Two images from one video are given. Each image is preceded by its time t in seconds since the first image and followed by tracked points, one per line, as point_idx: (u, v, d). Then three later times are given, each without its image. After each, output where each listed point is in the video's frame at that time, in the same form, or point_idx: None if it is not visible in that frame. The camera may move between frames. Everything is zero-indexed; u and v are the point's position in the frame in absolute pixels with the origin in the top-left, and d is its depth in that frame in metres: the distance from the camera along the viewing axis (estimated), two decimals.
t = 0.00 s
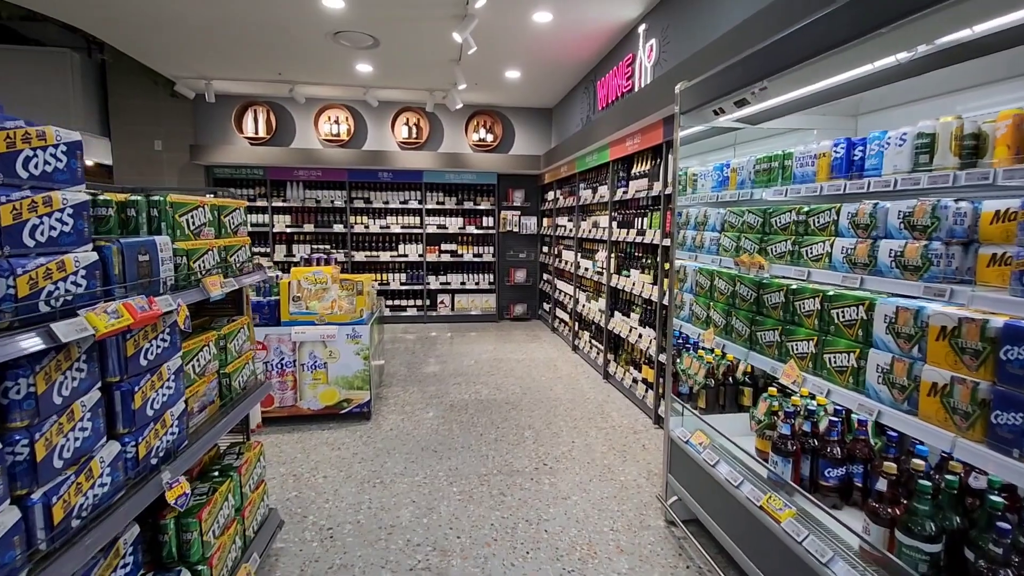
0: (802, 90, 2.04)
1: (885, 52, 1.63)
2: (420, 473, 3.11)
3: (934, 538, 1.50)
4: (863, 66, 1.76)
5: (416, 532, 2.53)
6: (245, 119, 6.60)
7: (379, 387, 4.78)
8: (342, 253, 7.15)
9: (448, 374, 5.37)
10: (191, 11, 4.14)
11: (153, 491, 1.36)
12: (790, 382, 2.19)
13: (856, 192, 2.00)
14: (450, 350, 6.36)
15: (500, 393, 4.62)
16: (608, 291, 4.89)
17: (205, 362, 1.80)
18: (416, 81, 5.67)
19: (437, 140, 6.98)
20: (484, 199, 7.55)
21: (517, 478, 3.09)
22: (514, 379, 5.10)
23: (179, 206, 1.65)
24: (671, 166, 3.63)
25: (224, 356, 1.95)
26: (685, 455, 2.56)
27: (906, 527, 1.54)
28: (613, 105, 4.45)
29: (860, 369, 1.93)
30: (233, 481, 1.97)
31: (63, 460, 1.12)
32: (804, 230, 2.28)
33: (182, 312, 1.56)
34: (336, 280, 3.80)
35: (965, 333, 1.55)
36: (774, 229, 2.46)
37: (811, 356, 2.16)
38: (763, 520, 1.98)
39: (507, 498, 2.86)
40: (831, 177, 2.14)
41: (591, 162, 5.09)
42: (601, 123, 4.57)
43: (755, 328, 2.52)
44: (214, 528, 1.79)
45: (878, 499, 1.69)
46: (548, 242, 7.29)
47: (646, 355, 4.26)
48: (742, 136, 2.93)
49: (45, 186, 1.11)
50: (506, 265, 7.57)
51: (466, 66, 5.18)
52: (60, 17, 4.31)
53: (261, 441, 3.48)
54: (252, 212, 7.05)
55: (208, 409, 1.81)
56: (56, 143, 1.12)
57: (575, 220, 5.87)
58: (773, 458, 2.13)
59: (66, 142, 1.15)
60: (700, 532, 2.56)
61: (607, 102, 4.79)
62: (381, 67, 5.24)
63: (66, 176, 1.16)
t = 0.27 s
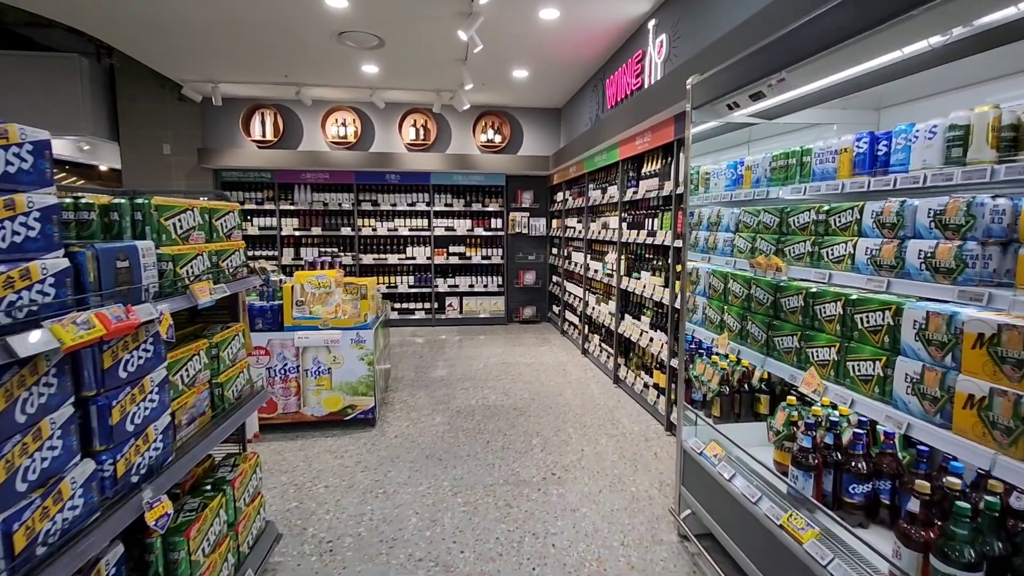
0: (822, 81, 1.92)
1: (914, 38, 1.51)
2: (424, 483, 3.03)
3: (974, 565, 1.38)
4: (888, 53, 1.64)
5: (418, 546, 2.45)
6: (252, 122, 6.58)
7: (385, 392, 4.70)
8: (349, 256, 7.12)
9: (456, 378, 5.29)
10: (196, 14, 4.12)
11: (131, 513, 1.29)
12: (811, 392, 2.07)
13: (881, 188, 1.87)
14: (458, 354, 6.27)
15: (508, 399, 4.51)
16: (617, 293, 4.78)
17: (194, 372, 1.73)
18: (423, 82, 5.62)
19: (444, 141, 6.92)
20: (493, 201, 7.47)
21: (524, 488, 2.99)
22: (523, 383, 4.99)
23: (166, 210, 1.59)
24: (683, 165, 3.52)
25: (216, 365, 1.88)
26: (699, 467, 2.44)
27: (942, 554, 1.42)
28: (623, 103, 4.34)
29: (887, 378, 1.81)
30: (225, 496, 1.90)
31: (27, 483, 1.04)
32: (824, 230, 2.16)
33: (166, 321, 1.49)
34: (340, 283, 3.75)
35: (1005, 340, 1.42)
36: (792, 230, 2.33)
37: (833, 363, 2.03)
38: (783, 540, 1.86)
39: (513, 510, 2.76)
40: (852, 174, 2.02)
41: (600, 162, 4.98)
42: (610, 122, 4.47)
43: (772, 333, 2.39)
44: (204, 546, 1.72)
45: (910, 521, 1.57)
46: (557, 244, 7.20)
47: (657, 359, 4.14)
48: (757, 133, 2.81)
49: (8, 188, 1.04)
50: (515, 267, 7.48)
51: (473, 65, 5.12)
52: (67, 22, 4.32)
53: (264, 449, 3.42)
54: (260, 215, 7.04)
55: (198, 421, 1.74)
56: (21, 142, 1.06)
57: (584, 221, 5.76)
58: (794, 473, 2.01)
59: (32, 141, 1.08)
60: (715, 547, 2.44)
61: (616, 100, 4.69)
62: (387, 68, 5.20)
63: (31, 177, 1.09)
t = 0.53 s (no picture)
0: (851, 73, 1.79)
1: (955, 24, 1.38)
2: (433, 494, 2.94)
3: None
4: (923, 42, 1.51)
5: (425, 561, 2.36)
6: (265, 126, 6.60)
7: (396, 398, 4.63)
8: (361, 259, 7.09)
9: (468, 383, 5.21)
10: (206, 18, 4.12)
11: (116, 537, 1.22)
12: (841, 405, 1.93)
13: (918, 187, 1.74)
14: (470, 358, 6.19)
15: (521, 405, 4.40)
16: (633, 297, 4.65)
17: (191, 384, 1.67)
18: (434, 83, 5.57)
19: (456, 143, 6.87)
20: (505, 202, 7.39)
21: (535, 500, 2.89)
22: (536, 388, 4.88)
23: (157, 215, 1.53)
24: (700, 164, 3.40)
25: (214, 376, 1.81)
26: (720, 483, 2.32)
27: None
28: (637, 101, 4.23)
29: (926, 392, 1.67)
30: (224, 512, 1.84)
31: None
32: (853, 232, 2.02)
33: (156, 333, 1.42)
34: (349, 288, 3.73)
35: None
36: (818, 232, 2.20)
37: (865, 374, 1.89)
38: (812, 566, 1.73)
39: (525, 524, 2.66)
40: (885, 172, 1.88)
41: (615, 162, 4.87)
42: (625, 121, 4.35)
43: (797, 341, 2.26)
44: (200, 565, 1.66)
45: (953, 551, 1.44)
46: (571, 246, 7.08)
47: (675, 365, 4.01)
48: (779, 129, 2.66)
49: None
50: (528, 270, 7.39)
51: (484, 65, 5.04)
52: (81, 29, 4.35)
53: (272, 456, 3.38)
54: (273, 219, 7.06)
55: (195, 435, 1.68)
56: None
57: (598, 223, 5.64)
58: (823, 492, 1.88)
59: (4, 144, 1.02)
60: (737, 567, 2.31)
61: (631, 99, 4.57)
62: (398, 70, 5.16)
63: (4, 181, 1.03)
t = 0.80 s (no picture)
0: (889, 60, 1.66)
1: (1013, 2, 1.25)
2: (444, 503, 2.86)
3: None
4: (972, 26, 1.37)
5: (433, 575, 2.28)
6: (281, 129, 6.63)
7: (408, 401, 4.57)
8: (377, 261, 7.09)
9: (482, 386, 5.12)
10: (222, 22, 4.14)
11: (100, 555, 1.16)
12: (877, 418, 1.78)
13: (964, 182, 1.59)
14: (484, 361, 6.10)
15: (535, 410, 4.28)
16: (651, 300, 4.51)
17: (188, 391, 1.62)
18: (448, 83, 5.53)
19: (471, 144, 6.81)
20: (521, 204, 7.29)
21: (549, 511, 2.78)
22: (551, 392, 4.77)
23: (154, 216, 1.46)
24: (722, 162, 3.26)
25: (214, 382, 1.75)
26: (745, 499, 2.19)
27: None
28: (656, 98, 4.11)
29: (975, 406, 1.52)
30: (225, 522, 1.78)
31: None
32: (890, 233, 1.88)
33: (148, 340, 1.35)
34: (361, 290, 3.67)
35: None
36: (851, 232, 2.06)
37: (904, 385, 1.75)
38: None
39: (537, 536, 2.55)
40: (925, 167, 1.74)
41: (633, 161, 4.75)
42: (643, 118, 4.23)
43: (828, 348, 2.11)
44: None
45: None
46: (588, 248, 6.96)
47: (695, 371, 3.86)
48: (807, 124, 2.52)
49: None
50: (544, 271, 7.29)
51: (499, 65, 4.98)
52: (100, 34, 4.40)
53: (282, 461, 3.33)
54: (290, 221, 7.10)
55: (193, 443, 1.62)
56: None
57: (615, 224, 5.51)
58: (859, 513, 1.75)
59: None
60: None
61: (650, 96, 4.44)
62: (412, 70, 5.13)
63: None
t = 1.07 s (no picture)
0: (926, 44, 1.53)
1: None
2: (450, 511, 2.78)
3: None
4: (1022, 3, 1.24)
5: None
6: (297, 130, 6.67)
7: (419, 404, 4.51)
8: (391, 263, 7.08)
9: (494, 390, 5.03)
10: (236, 23, 4.17)
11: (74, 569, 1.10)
12: (912, 435, 1.66)
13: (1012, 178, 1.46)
14: (498, 364, 6.01)
15: (547, 416, 4.17)
16: (668, 304, 4.37)
17: (180, 396, 1.57)
18: (462, 82, 5.49)
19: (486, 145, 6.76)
20: (536, 205, 7.20)
21: (558, 523, 2.67)
22: (565, 398, 4.65)
23: (142, 215, 1.41)
24: (742, 161, 3.12)
25: (208, 386, 1.70)
26: (764, 518, 2.06)
27: None
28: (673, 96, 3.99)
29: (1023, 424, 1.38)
30: (218, 530, 1.73)
31: None
32: (926, 234, 1.74)
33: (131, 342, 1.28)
34: (370, 292, 3.58)
35: None
36: (881, 234, 1.92)
37: (942, 398, 1.61)
38: None
39: (545, 550, 2.45)
40: (967, 162, 1.61)
41: (651, 161, 4.63)
42: (661, 116, 4.11)
43: (856, 358, 1.98)
44: None
45: None
46: (605, 250, 6.83)
47: (714, 378, 3.71)
48: (833, 119, 2.39)
49: None
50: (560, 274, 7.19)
51: (512, 63, 4.92)
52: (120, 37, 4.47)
53: (289, 464, 3.30)
54: (306, 222, 7.15)
55: (183, 450, 1.57)
56: None
57: (632, 225, 5.38)
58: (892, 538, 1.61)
59: None
60: None
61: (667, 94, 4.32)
62: (425, 70, 5.10)
63: None
